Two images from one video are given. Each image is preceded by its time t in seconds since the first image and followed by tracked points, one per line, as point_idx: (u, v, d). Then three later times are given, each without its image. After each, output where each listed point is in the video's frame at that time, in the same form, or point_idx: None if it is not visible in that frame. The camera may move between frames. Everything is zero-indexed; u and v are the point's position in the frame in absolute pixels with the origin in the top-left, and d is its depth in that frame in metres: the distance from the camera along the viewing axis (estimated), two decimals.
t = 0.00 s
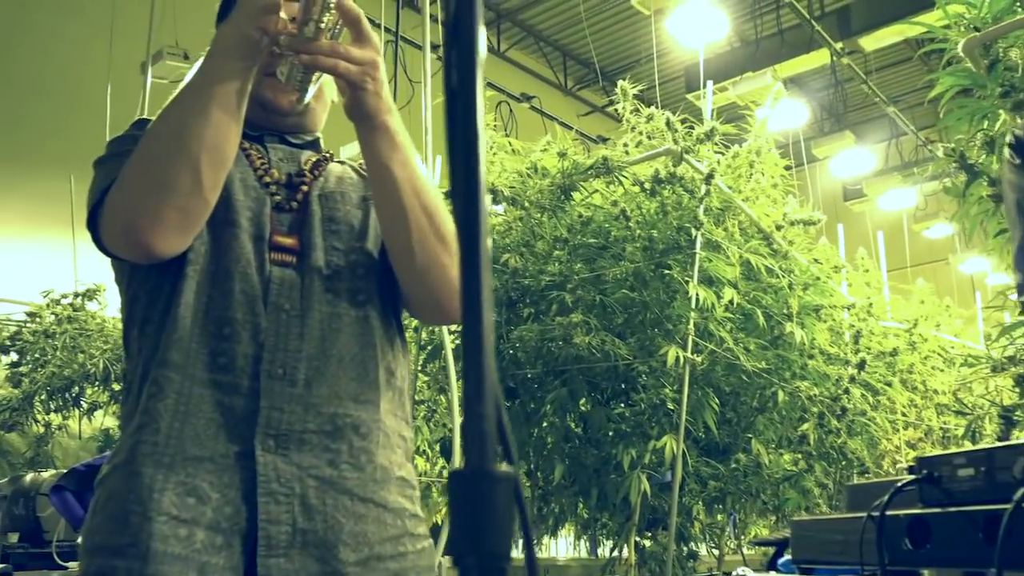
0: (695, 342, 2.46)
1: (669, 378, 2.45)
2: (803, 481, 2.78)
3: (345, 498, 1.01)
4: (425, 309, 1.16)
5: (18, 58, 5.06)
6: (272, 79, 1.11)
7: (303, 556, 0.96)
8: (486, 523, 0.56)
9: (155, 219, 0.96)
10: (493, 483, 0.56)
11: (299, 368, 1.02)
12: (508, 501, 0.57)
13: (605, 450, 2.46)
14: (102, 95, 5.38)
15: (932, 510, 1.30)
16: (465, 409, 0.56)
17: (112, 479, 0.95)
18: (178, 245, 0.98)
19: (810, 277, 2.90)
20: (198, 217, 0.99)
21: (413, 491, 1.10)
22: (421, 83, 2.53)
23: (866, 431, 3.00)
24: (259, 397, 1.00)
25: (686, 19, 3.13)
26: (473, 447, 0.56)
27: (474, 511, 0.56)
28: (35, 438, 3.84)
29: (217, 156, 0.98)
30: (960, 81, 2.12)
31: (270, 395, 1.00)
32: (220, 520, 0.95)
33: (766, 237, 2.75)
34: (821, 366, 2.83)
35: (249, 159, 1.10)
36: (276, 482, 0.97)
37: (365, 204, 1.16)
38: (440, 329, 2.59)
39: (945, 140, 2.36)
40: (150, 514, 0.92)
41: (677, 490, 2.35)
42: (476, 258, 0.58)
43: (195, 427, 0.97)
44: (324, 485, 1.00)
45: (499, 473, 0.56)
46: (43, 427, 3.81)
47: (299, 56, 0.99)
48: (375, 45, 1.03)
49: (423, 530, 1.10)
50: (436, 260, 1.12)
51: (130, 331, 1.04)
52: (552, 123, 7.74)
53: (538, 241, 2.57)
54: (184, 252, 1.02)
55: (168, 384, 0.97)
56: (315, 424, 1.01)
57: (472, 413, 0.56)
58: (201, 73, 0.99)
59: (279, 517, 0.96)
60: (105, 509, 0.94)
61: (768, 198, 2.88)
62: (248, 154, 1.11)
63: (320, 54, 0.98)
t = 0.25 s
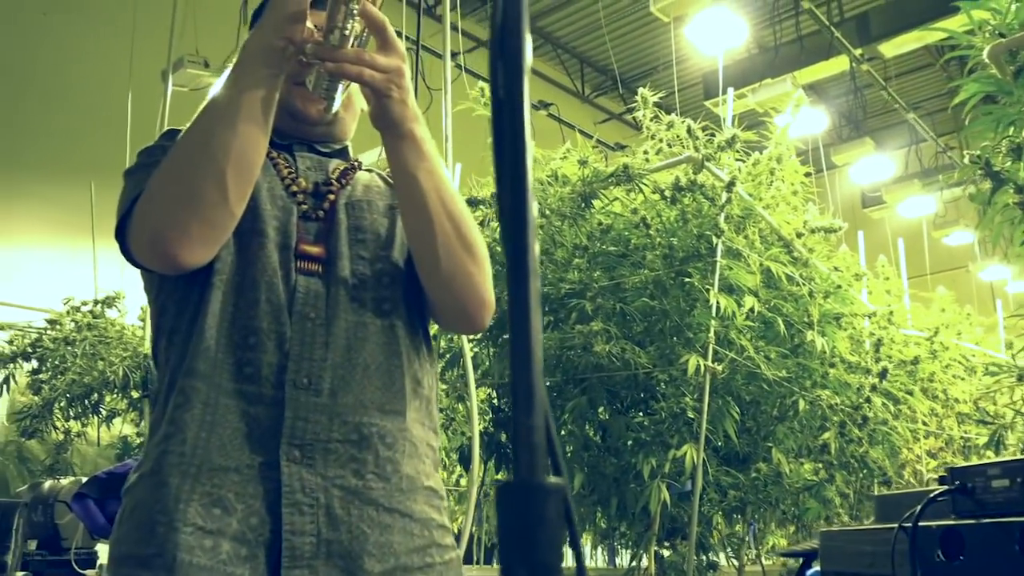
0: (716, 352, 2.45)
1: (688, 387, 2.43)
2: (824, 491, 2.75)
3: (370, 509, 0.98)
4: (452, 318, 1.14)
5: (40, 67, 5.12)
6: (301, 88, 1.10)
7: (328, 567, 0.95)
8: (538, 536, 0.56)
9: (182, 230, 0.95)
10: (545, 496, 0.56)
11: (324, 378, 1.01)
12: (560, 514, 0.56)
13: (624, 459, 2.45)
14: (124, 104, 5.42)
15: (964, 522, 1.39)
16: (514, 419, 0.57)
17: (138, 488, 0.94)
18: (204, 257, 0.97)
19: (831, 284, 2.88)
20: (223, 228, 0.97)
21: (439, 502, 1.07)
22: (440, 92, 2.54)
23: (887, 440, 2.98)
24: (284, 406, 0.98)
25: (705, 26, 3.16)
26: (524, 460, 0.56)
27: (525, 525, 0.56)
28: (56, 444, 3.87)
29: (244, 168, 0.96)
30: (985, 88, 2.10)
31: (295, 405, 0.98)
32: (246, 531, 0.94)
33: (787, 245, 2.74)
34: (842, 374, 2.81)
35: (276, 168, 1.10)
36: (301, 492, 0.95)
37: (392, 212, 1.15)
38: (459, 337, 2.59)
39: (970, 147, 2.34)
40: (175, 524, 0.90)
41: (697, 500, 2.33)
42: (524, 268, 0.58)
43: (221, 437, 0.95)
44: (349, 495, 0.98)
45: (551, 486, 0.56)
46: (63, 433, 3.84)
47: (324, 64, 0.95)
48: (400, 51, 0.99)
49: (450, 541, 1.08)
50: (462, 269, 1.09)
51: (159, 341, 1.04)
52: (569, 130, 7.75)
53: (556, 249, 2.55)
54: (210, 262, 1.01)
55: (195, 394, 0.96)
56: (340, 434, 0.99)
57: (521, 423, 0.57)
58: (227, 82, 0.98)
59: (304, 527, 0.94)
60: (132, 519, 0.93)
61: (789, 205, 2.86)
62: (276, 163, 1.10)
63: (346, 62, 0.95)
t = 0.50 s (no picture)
0: (732, 362, 2.43)
1: (704, 397, 2.42)
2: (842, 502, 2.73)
3: (392, 520, 0.97)
4: (475, 328, 1.13)
5: (59, 77, 5.17)
6: (326, 99, 1.10)
7: None
8: (577, 550, 0.55)
9: (208, 241, 0.94)
10: (585, 511, 0.55)
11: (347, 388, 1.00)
12: (599, 529, 0.56)
13: (639, 470, 2.43)
14: (141, 114, 5.47)
15: (992, 536, 1.47)
16: (552, 433, 0.56)
17: (161, 498, 0.93)
18: (230, 267, 0.97)
19: (848, 294, 2.86)
20: (248, 239, 0.97)
21: (461, 514, 1.06)
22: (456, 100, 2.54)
23: (904, 451, 2.95)
24: (306, 416, 0.97)
25: (721, 35, 3.15)
26: (563, 473, 0.56)
27: (565, 538, 0.55)
28: (70, 452, 3.87)
29: (269, 179, 0.96)
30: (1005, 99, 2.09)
31: (318, 415, 0.97)
32: (268, 541, 0.93)
33: (803, 255, 2.73)
34: (859, 384, 2.79)
35: (300, 178, 1.10)
36: (323, 502, 0.94)
37: (414, 223, 1.14)
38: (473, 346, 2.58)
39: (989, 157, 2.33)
40: (198, 534, 0.90)
41: (713, 510, 2.31)
42: (563, 275, 0.58)
43: (244, 446, 0.94)
44: (371, 506, 0.96)
45: (591, 502, 0.55)
46: (76, 441, 3.84)
47: (350, 75, 0.94)
48: (425, 63, 0.98)
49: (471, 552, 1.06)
50: (486, 279, 1.09)
51: (183, 351, 1.03)
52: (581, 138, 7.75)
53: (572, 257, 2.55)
54: (235, 272, 1.00)
55: (218, 403, 0.95)
56: (363, 444, 0.98)
57: (559, 436, 0.56)
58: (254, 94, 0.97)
59: (326, 537, 0.93)
60: (155, 528, 0.92)
61: (805, 214, 2.85)
62: (300, 175, 1.10)
63: (371, 73, 0.94)
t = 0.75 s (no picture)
0: (745, 373, 2.41)
1: (718, 408, 2.40)
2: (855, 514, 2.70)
3: (416, 533, 0.96)
4: (494, 342, 1.12)
5: (70, 86, 5.19)
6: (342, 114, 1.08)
7: None
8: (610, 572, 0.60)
9: (229, 259, 0.94)
10: (620, 537, 0.60)
11: (369, 403, 0.99)
12: (632, 553, 0.60)
13: (651, 481, 2.41)
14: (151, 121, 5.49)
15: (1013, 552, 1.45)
16: (587, 463, 0.61)
17: (185, 513, 0.92)
18: (251, 286, 0.96)
19: (860, 304, 2.84)
20: (268, 257, 0.96)
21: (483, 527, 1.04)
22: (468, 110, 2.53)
23: (918, 463, 2.93)
24: (329, 432, 0.96)
25: (732, 45, 3.14)
26: (597, 502, 0.60)
27: (599, 562, 0.60)
28: (79, 461, 3.88)
29: (289, 197, 0.95)
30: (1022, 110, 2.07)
31: (340, 430, 0.96)
32: (293, 556, 0.91)
33: (816, 266, 2.72)
34: (873, 395, 2.77)
35: (317, 193, 1.09)
36: (347, 518, 0.93)
37: (432, 237, 1.13)
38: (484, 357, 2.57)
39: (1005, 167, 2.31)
40: (223, 550, 0.89)
41: (726, 523, 2.29)
42: (595, 309, 0.63)
43: (267, 463, 0.93)
44: (395, 520, 0.95)
45: (625, 528, 0.60)
46: (85, 450, 3.84)
47: (368, 92, 0.93)
48: (444, 79, 0.96)
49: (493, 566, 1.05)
50: (505, 293, 1.08)
51: (203, 366, 1.02)
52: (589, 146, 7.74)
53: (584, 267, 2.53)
54: (255, 289, 0.99)
55: (241, 419, 0.94)
56: (385, 458, 0.97)
57: (593, 466, 0.61)
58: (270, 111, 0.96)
59: (350, 552, 0.92)
60: (179, 544, 0.91)
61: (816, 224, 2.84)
62: (317, 190, 1.09)
63: (390, 91, 0.92)
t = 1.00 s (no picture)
0: (753, 384, 2.40)
1: (725, 419, 2.38)
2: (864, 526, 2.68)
3: (429, 549, 0.95)
4: (507, 358, 1.11)
5: (79, 93, 5.20)
6: (356, 130, 1.09)
7: None
8: None
9: (244, 276, 0.93)
10: (645, 557, 0.63)
11: (382, 417, 0.98)
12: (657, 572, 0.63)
13: (659, 493, 2.40)
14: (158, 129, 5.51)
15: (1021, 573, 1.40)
16: (611, 485, 0.64)
17: (200, 529, 0.92)
18: (265, 303, 0.96)
19: (869, 315, 2.83)
20: (282, 274, 0.95)
21: (496, 543, 1.03)
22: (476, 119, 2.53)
23: (926, 475, 2.91)
24: (343, 447, 0.96)
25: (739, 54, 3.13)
26: (623, 523, 0.63)
27: None
28: (84, 469, 3.88)
29: (302, 216, 0.94)
30: None
31: (354, 445, 0.95)
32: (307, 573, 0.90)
33: (824, 277, 2.70)
34: (882, 407, 2.75)
35: (330, 209, 1.09)
36: (360, 533, 0.92)
37: (444, 253, 1.13)
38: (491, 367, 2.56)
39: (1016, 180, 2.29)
40: (237, 567, 0.88)
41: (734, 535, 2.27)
42: (620, 329, 0.66)
43: (281, 478, 0.93)
44: (409, 535, 0.94)
45: (650, 547, 0.63)
46: (91, 458, 3.85)
47: (382, 111, 0.93)
48: (457, 96, 0.96)
49: None
50: (518, 311, 1.07)
51: (215, 381, 1.02)
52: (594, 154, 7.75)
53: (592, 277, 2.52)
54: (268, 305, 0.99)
55: (254, 435, 0.93)
56: (399, 473, 0.96)
57: (618, 489, 0.64)
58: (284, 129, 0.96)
59: (364, 568, 0.91)
60: (193, 560, 0.90)
61: (825, 234, 2.83)
62: (330, 206, 1.09)
63: (404, 110, 0.92)
